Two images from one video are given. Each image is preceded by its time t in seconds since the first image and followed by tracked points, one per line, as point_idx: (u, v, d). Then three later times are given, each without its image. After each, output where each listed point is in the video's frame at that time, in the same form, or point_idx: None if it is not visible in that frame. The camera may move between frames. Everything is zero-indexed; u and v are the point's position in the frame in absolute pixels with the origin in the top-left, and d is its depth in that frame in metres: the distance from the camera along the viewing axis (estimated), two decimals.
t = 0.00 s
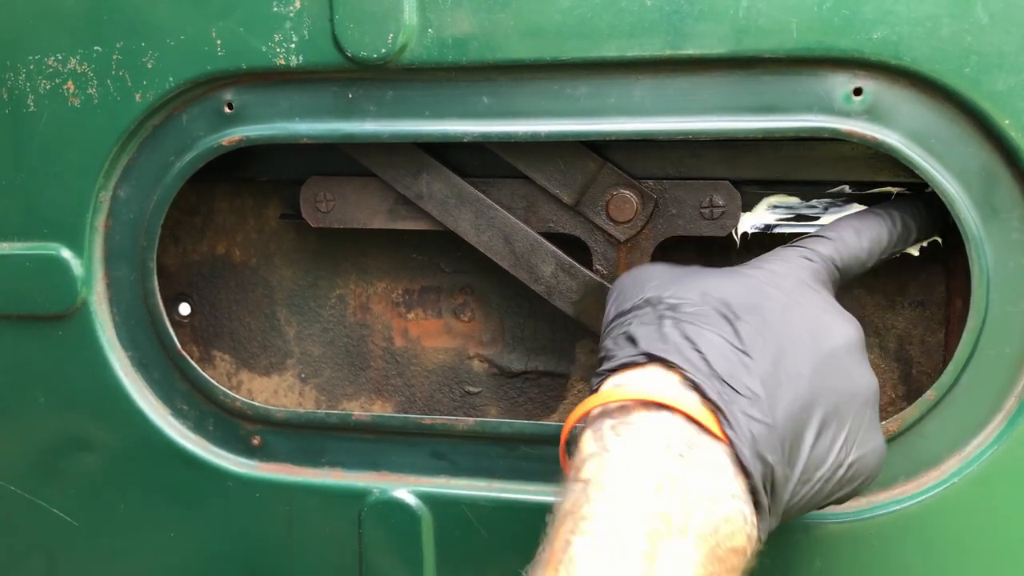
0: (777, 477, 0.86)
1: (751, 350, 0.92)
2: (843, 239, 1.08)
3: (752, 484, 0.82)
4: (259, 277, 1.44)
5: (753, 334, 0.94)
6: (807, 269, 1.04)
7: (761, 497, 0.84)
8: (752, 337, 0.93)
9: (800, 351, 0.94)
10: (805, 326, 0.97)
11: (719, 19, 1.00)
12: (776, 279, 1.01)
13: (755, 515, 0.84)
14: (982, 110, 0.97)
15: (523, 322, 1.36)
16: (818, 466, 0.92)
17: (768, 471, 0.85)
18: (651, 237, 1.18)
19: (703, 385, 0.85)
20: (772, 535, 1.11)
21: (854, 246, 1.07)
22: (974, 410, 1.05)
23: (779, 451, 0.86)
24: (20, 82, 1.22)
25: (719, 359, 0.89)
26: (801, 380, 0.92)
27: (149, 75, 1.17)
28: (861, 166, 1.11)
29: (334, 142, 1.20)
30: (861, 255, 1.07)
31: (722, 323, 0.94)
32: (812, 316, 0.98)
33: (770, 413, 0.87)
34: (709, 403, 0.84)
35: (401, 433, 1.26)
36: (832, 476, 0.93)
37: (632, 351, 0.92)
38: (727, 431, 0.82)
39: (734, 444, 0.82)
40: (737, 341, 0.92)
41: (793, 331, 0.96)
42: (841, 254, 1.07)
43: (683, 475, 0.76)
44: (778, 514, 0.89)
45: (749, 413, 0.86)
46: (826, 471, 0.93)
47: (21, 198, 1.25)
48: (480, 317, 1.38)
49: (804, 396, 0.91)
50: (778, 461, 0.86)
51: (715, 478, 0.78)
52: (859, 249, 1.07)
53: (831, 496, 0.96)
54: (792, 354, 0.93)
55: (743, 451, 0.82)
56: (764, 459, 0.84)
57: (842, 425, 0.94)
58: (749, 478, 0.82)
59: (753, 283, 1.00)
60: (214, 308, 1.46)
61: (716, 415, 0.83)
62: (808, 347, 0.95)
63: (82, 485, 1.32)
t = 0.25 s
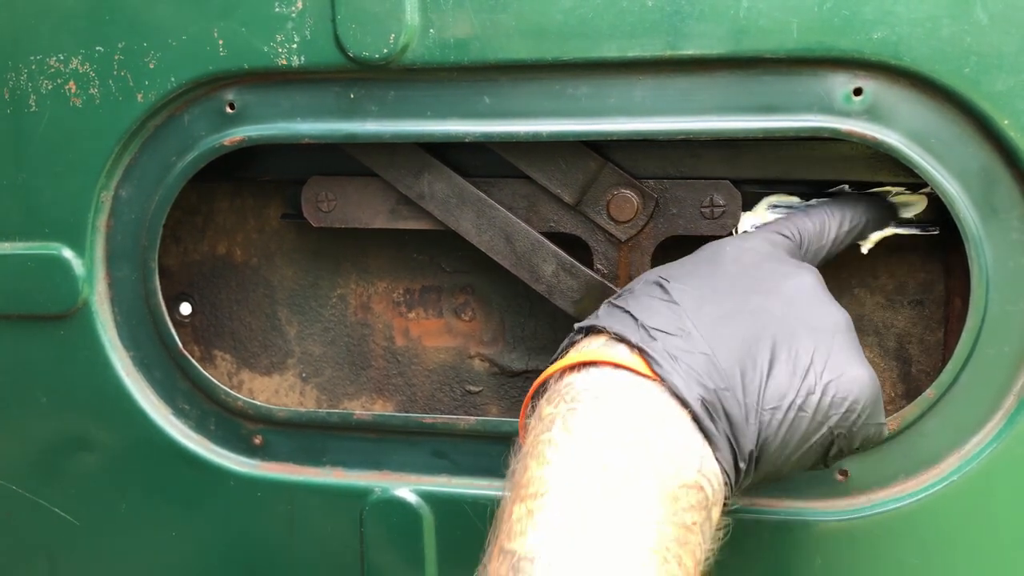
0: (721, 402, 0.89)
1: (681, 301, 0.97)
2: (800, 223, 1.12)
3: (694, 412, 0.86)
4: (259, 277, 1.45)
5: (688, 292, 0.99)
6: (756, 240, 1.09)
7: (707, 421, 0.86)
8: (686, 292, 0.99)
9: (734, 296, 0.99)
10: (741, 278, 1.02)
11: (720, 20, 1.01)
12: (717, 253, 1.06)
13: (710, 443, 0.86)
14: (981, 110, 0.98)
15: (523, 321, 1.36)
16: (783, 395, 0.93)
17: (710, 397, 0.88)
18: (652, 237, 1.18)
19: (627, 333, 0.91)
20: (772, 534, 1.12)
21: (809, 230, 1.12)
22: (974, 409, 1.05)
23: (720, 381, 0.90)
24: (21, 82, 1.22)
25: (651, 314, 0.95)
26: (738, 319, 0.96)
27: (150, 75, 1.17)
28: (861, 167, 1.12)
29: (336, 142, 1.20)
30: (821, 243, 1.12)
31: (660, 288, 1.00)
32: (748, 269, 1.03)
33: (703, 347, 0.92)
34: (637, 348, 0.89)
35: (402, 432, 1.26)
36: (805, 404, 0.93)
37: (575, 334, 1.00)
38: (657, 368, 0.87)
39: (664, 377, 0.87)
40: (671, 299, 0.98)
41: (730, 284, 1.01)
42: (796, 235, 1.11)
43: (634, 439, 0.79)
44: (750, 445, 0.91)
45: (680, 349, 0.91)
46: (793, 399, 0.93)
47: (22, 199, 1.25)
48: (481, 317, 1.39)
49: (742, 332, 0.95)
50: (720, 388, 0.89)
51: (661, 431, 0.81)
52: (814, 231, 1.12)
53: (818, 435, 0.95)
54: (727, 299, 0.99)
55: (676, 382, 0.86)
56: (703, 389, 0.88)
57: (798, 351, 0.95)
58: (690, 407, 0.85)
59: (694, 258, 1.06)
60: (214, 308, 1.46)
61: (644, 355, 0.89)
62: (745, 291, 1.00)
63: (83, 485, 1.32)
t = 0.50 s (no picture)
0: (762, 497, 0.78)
1: (741, 329, 0.82)
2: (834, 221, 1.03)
3: (733, 477, 0.74)
4: (258, 277, 1.44)
5: (757, 343, 0.82)
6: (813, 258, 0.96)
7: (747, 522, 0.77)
8: (756, 343, 0.82)
9: (798, 353, 0.85)
10: (812, 323, 0.88)
11: (719, 19, 1.00)
12: (780, 272, 0.91)
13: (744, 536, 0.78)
14: (982, 110, 0.97)
15: (523, 322, 1.36)
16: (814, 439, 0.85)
17: (751, 455, 0.77)
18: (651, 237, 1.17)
19: (710, 414, 0.75)
20: (771, 537, 1.11)
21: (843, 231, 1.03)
22: (975, 411, 1.04)
23: (763, 435, 0.79)
24: (19, 82, 1.22)
25: (721, 381, 0.77)
26: (799, 380, 0.84)
27: (148, 75, 1.17)
28: (862, 166, 1.11)
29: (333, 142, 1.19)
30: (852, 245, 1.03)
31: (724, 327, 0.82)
32: (802, 288, 0.91)
33: (757, 395, 0.79)
34: (688, 395, 0.74)
35: (400, 433, 1.26)
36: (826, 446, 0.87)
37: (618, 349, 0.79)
38: (707, 420, 0.74)
39: (713, 433, 0.74)
40: (730, 329, 0.82)
41: (791, 326, 0.86)
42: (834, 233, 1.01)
43: (651, 489, 0.65)
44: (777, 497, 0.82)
45: (745, 442, 0.77)
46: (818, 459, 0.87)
47: (20, 198, 1.24)
48: (480, 317, 1.38)
49: (793, 399, 0.83)
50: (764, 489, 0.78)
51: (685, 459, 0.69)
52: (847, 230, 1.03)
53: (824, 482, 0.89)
54: (789, 358, 0.84)
55: (723, 440, 0.75)
56: (746, 446, 0.77)
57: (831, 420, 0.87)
58: (731, 470, 0.74)
59: (746, 271, 0.89)
60: (213, 309, 1.46)
61: (711, 441, 0.74)
62: (808, 351, 0.86)
63: (81, 485, 1.32)
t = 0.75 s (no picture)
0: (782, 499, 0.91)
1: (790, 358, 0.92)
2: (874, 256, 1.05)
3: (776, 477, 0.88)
4: (259, 277, 1.45)
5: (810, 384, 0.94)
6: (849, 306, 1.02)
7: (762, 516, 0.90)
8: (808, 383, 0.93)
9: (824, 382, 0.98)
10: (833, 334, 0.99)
11: (719, 20, 1.01)
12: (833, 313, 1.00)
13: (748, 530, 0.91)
14: (981, 110, 0.97)
15: (524, 321, 1.36)
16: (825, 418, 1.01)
17: (790, 457, 0.90)
18: (652, 237, 1.18)
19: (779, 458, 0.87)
20: (771, 535, 1.12)
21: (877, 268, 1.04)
22: (974, 409, 1.05)
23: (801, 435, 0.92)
24: (20, 82, 1.22)
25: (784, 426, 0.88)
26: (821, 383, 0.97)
27: (150, 75, 1.17)
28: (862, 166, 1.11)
29: (335, 142, 1.20)
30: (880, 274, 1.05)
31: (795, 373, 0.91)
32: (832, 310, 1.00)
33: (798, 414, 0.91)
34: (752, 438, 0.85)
35: (402, 432, 1.26)
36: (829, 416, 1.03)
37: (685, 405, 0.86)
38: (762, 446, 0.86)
39: (768, 455, 0.86)
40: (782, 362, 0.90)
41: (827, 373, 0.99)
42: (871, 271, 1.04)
43: (706, 546, 0.80)
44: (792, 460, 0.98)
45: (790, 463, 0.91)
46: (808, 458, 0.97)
47: (21, 198, 1.25)
48: (481, 317, 1.38)
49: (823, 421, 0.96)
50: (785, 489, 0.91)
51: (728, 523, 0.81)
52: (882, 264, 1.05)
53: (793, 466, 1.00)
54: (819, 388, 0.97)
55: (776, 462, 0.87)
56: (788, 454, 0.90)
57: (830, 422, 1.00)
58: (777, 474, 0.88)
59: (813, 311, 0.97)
60: (214, 308, 1.46)
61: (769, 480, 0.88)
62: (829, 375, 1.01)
63: (83, 485, 1.32)
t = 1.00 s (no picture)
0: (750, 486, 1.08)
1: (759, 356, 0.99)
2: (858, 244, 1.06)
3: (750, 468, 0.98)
4: (258, 277, 1.44)
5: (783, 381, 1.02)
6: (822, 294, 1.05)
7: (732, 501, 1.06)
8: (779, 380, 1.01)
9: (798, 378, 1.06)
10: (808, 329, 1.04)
11: (719, 19, 1.00)
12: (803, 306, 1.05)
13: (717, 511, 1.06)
14: (982, 110, 0.97)
15: (523, 322, 1.36)
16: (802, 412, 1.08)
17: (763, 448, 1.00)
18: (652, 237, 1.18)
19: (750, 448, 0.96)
20: (772, 538, 1.11)
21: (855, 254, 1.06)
22: (975, 411, 1.05)
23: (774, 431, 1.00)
24: (19, 82, 1.22)
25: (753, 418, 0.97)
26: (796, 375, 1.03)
27: (148, 75, 1.17)
28: (862, 166, 1.11)
29: (334, 143, 1.20)
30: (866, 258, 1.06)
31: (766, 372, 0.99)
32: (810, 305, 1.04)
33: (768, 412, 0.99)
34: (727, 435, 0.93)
35: (400, 433, 1.26)
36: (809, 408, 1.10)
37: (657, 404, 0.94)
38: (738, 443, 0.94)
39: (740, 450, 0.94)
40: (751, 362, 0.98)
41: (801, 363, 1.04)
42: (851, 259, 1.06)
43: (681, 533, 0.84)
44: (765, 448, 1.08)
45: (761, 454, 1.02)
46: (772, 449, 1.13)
47: (21, 199, 1.25)
48: (480, 317, 1.38)
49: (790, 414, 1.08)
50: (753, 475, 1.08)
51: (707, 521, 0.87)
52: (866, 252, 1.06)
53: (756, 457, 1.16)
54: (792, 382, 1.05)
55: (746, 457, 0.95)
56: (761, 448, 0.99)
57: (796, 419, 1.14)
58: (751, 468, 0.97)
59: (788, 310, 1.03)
60: (214, 309, 1.46)
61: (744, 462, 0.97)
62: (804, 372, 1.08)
63: (82, 485, 1.32)
